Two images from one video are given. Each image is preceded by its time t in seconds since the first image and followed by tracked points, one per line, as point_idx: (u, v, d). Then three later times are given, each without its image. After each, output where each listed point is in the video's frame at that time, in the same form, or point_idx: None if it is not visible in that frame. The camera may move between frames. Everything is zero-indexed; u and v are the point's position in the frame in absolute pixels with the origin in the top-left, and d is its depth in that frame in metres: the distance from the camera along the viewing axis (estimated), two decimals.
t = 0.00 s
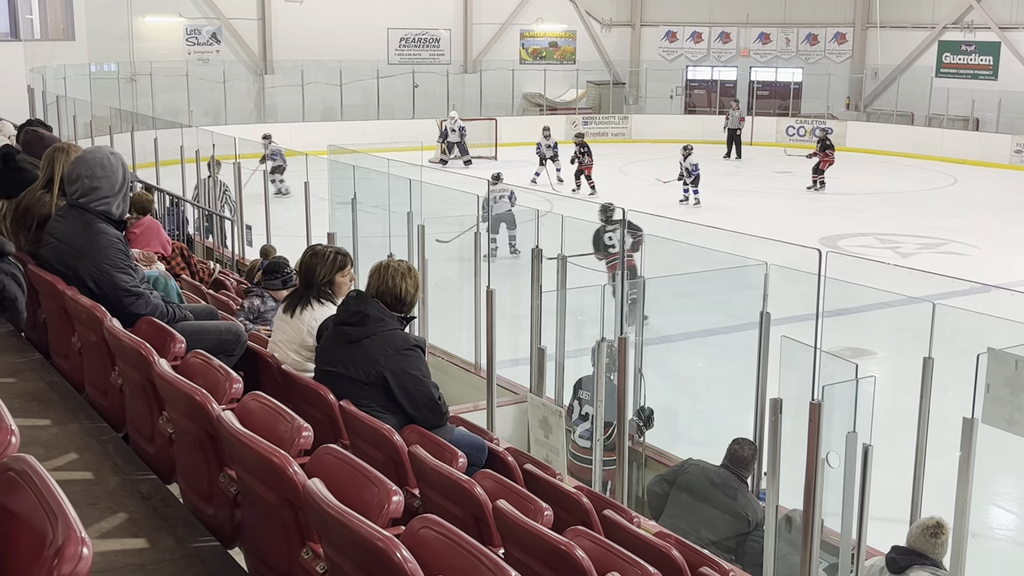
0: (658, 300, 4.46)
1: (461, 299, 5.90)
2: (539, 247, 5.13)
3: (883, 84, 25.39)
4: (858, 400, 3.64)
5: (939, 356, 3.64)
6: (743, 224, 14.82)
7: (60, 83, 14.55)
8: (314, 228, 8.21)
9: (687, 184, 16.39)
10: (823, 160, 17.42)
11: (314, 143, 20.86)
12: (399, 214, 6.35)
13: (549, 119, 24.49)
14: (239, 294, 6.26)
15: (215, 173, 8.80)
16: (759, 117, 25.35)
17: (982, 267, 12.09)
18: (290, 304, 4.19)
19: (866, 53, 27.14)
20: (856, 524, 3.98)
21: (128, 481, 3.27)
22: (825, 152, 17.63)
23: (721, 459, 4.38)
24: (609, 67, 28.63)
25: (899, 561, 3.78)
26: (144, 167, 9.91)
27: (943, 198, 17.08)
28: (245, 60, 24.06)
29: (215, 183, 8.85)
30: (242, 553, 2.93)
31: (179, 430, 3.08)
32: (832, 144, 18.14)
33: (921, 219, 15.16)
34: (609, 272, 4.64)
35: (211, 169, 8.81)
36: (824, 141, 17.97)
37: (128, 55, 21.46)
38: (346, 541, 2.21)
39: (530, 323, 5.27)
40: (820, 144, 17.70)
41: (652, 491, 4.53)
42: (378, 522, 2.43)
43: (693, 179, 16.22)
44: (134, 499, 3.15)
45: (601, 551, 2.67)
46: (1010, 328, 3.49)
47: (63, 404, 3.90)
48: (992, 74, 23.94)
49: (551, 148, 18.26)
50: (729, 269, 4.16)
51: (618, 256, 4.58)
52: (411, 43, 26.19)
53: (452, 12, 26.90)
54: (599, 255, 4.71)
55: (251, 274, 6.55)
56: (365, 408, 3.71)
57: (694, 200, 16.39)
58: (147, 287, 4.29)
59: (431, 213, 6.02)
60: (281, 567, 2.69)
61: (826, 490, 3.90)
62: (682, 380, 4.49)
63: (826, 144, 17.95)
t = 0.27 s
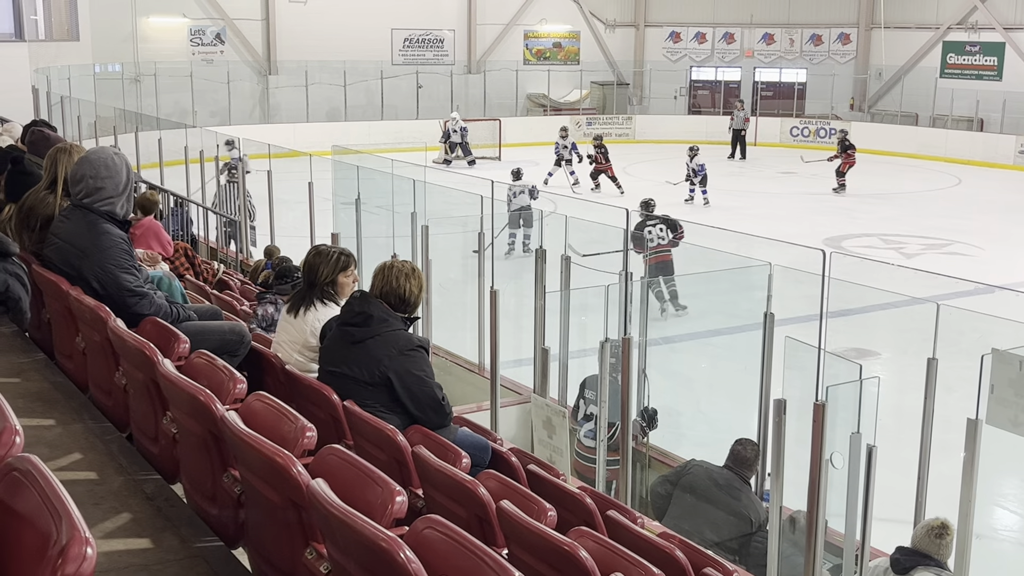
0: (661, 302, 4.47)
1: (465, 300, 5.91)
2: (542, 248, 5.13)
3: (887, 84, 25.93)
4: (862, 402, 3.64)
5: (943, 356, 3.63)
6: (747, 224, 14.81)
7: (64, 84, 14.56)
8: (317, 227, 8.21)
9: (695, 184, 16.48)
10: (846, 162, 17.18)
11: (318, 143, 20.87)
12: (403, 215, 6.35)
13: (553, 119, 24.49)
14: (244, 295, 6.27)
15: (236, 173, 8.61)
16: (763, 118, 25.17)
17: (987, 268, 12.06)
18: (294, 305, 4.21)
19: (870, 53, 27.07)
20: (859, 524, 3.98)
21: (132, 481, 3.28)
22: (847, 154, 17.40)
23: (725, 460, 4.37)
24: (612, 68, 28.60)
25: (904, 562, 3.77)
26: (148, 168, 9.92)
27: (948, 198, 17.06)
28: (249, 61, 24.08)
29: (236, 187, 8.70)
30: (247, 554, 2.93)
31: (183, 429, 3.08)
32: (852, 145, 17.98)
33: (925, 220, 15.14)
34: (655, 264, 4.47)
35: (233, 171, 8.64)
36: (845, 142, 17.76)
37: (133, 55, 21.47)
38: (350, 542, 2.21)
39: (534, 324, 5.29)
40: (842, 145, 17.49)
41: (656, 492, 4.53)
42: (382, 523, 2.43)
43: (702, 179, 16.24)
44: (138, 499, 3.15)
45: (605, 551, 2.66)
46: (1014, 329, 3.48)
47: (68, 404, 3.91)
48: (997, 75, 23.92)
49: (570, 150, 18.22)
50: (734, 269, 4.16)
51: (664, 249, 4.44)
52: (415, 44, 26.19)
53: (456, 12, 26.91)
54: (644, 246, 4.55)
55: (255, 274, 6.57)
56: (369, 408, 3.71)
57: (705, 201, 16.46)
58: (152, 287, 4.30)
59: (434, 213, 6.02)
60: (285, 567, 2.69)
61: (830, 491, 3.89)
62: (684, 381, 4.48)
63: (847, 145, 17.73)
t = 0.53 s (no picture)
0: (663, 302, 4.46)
1: (468, 300, 5.92)
2: (545, 247, 5.14)
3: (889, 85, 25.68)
4: (865, 402, 3.65)
5: (946, 357, 3.63)
6: (750, 224, 14.81)
7: (67, 84, 14.56)
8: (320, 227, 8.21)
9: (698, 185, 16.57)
10: (868, 163, 17.06)
11: (321, 144, 20.91)
12: (406, 215, 6.36)
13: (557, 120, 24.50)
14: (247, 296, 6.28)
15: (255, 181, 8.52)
16: (764, 118, 24.96)
17: (990, 268, 12.06)
18: (296, 304, 4.21)
19: (873, 53, 27.05)
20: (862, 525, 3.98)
21: (134, 481, 3.28)
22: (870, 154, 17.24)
23: (726, 460, 4.38)
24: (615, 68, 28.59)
25: (906, 563, 3.76)
26: (151, 168, 9.94)
27: (951, 198, 17.06)
28: (252, 61, 24.10)
29: (256, 195, 8.58)
30: (250, 554, 2.93)
31: (186, 429, 3.09)
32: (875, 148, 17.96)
33: (928, 220, 15.12)
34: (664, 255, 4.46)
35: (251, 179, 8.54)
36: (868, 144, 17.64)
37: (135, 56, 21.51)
38: (353, 542, 2.21)
39: (537, 323, 5.28)
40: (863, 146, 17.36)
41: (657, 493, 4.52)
42: (385, 523, 2.43)
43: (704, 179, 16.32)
44: (141, 499, 3.15)
45: (607, 551, 2.66)
46: (1016, 330, 3.48)
47: (71, 404, 3.91)
48: (1000, 75, 23.92)
49: (580, 150, 18.31)
50: (738, 270, 4.15)
51: (676, 242, 4.44)
52: (418, 44, 26.19)
53: (459, 13, 26.91)
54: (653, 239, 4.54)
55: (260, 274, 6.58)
56: (372, 408, 3.71)
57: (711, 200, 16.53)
58: (155, 288, 4.30)
59: (437, 213, 6.03)
60: (288, 567, 2.69)
61: (833, 491, 3.89)
62: (686, 381, 4.47)
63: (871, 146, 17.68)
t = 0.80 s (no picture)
0: (665, 302, 4.46)
1: (470, 300, 5.92)
2: (547, 246, 5.13)
3: (892, 84, 25.84)
4: (867, 402, 3.64)
5: (949, 357, 3.63)
6: (752, 224, 14.81)
7: (70, 84, 14.58)
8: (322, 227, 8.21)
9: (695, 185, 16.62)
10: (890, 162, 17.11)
11: (323, 144, 20.93)
12: (408, 215, 6.37)
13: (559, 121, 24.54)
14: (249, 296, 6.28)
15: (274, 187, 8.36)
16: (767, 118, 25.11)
17: (992, 268, 12.06)
18: (298, 305, 4.20)
19: (875, 54, 27.04)
20: (864, 525, 3.98)
21: (137, 481, 3.28)
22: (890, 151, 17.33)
23: (727, 461, 4.38)
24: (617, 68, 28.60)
25: (909, 563, 3.76)
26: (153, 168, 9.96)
27: (953, 199, 17.05)
28: (254, 61, 24.12)
29: (275, 200, 8.42)
30: (252, 553, 2.93)
31: (188, 430, 3.09)
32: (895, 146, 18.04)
33: (930, 221, 15.10)
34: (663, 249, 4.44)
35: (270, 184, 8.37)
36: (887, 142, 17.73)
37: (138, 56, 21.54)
38: (355, 542, 2.21)
39: (539, 323, 5.27)
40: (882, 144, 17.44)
41: (658, 493, 4.52)
42: (387, 523, 2.43)
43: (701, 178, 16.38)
44: (143, 499, 3.16)
45: (609, 551, 2.66)
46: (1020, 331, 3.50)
47: (73, 404, 3.91)
48: (1002, 75, 23.87)
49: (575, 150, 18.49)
50: (740, 270, 4.15)
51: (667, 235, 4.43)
52: (420, 45, 26.20)
53: (461, 13, 26.92)
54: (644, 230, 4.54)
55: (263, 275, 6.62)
56: (374, 408, 3.71)
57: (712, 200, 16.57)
58: (156, 288, 4.31)
59: (439, 214, 6.03)
60: (290, 567, 2.70)
61: (835, 491, 3.89)
62: (688, 381, 4.46)
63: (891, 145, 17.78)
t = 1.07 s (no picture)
0: (666, 302, 4.46)
1: (470, 300, 5.91)
2: (547, 245, 5.12)
3: (894, 85, 25.71)
4: (868, 402, 3.64)
5: (950, 357, 3.63)
6: (753, 224, 14.81)
7: (71, 84, 14.59)
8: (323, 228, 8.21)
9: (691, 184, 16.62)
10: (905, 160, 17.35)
11: (324, 145, 20.93)
12: (409, 215, 6.36)
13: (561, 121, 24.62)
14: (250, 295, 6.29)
15: (292, 192, 8.19)
16: (769, 118, 25.33)
17: (993, 268, 12.07)
18: (300, 305, 4.20)
19: (876, 53, 27.03)
20: (865, 525, 3.98)
21: (138, 481, 3.28)
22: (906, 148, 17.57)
23: (727, 461, 4.38)
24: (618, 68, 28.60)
25: (909, 563, 3.77)
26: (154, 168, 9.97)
27: (954, 199, 17.05)
28: (255, 61, 24.13)
29: (292, 204, 8.23)
30: (253, 554, 2.94)
31: (190, 430, 3.09)
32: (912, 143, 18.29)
33: (932, 221, 15.09)
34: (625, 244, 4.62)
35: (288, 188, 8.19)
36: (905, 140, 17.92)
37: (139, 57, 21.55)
38: (357, 542, 2.21)
39: (540, 324, 5.26)
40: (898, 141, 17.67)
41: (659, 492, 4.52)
42: (388, 523, 2.43)
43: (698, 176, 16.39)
44: (145, 499, 3.16)
45: (610, 552, 2.66)
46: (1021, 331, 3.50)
47: (74, 404, 3.91)
48: (1003, 75, 23.83)
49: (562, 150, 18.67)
50: (741, 270, 4.14)
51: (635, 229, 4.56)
52: (421, 45, 26.19)
53: (462, 13, 26.93)
54: (614, 223, 4.73)
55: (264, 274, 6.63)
56: (375, 408, 3.71)
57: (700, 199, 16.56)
58: (157, 288, 4.31)
59: (441, 214, 6.03)
60: (291, 567, 2.70)
61: (836, 491, 3.88)
62: (689, 381, 4.46)
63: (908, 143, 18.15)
